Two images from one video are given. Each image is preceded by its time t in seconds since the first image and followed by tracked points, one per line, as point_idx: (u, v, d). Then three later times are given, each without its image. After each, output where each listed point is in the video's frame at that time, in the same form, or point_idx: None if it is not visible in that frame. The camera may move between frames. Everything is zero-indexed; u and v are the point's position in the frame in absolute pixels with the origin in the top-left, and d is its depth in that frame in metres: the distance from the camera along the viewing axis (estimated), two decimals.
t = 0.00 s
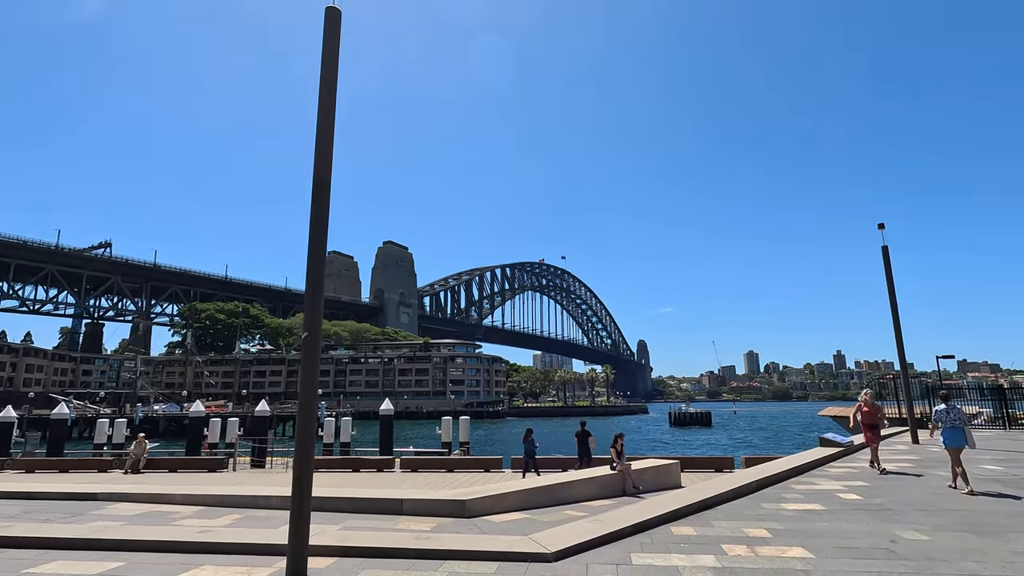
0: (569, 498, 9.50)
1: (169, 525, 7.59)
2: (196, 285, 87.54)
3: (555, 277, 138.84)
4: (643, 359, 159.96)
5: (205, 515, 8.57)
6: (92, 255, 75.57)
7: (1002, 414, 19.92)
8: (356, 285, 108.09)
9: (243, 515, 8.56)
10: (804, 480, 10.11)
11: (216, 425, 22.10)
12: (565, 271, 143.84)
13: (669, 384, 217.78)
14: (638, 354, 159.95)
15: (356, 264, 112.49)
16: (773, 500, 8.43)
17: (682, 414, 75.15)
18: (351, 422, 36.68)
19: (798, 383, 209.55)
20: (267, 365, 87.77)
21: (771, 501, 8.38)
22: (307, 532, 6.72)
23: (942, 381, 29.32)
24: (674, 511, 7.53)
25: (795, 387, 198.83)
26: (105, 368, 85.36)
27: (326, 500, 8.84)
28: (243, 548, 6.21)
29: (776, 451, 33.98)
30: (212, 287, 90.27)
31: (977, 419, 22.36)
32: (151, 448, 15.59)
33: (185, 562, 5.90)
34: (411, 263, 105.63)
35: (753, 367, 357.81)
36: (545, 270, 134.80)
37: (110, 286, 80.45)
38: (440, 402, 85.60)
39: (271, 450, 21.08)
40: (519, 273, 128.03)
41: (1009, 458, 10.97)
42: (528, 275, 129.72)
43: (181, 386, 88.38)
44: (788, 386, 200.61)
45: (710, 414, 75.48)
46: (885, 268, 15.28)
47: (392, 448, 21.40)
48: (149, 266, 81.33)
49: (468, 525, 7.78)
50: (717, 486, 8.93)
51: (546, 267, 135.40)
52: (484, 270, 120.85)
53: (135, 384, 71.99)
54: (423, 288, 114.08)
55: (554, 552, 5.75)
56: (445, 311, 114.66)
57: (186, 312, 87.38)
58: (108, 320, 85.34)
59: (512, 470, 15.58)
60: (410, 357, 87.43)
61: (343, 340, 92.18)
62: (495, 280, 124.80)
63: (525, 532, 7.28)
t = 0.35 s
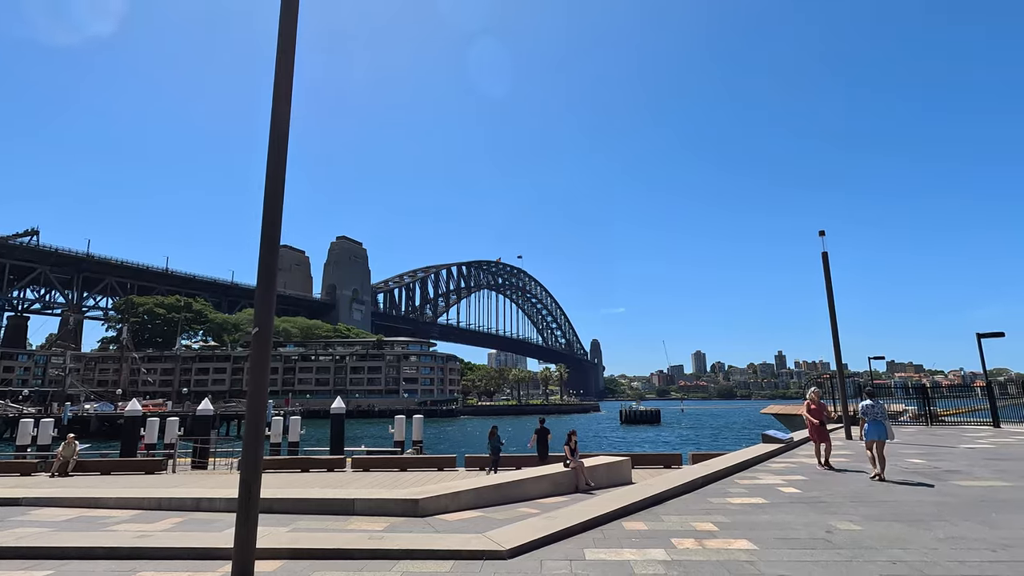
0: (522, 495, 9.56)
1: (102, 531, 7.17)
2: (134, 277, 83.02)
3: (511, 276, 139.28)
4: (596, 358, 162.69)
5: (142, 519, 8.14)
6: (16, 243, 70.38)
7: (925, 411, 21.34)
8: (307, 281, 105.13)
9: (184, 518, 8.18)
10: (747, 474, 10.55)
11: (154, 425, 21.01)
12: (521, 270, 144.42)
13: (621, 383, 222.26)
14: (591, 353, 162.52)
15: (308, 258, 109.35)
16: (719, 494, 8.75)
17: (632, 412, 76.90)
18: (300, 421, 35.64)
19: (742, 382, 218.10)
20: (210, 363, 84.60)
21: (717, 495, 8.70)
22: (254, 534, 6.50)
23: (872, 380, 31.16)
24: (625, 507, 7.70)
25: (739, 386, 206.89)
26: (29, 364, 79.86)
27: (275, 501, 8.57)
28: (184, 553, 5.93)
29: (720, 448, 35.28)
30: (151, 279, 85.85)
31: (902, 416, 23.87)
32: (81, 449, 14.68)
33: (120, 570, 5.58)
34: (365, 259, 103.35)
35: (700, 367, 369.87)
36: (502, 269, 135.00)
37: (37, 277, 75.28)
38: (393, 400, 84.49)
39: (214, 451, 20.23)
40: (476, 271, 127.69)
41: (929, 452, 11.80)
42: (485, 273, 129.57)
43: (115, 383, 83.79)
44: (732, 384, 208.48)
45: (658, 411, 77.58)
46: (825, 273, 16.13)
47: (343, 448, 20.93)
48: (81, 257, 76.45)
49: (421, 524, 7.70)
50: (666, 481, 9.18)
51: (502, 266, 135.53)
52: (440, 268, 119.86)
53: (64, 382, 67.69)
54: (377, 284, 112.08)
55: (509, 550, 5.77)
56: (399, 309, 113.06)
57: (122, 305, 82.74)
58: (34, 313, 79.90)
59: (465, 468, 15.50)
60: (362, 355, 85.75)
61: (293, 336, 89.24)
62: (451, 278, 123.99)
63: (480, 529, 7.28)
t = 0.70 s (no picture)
0: (472, 494, 9.55)
1: (19, 540, 6.66)
2: (60, 267, 77.61)
3: (465, 275, 138.74)
4: (548, 357, 164.15)
5: (66, 527, 7.62)
6: None
7: (853, 409, 22.71)
8: (252, 275, 101.19)
9: (113, 524, 7.72)
10: (691, 470, 10.91)
11: (80, 426, 19.71)
12: (474, 268, 143.91)
13: (571, 382, 225.35)
14: (543, 353, 163.80)
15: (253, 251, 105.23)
16: (664, 490, 9.01)
17: (582, 411, 78.04)
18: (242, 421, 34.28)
19: (687, 381, 225.35)
20: (144, 359, 80.18)
21: (663, 491, 8.96)
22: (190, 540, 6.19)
23: (805, 380, 32.89)
24: (574, 503, 7.82)
25: (684, 385, 213.81)
26: None
27: (213, 504, 8.20)
28: (113, 561, 5.60)
29: (665, 445, 36.35)
30: (80, 270, 80.46)
31: (833, 414, 25.32)
32: None
33: None
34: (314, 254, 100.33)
35: (648, 366, 379.44)
36: (455, 267, 134.28)
37: None
38: (341, 399, 82.56)
39: (148, 453, 19.17)
40: (429, 269, 126.30)
41: (856, 447, 12.57)
42: (438, 271, 128.36)
43: (36, 381, 78.12)
44: (678, 384, 215.20)
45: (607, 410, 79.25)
46: (765, 278, 16.92)
47: (287, 448, 20.29)
48: None
49: (369, 525, 7.56)
50: (613, 478, 9.36)
51: (456, 264, 134.65)
52: (392, 264, 117.90)
53: None
54: (326, 280, 109.07)
55: (458, 548, 5.75)
56: (349, 305, 110.45)
57: (45, 298, 77.16)
58: None
59: (414, 469, 15.33)
60: (309, 353, 83.15)
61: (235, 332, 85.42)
62: (404, 275, 122.17)
63: (429, 529, 7.21)
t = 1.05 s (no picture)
0: (417, 494, 9.45)
1: None
2: None
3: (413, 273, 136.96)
4: (496, 357, 164.34)
5: None
6: None
7: (784, 408, 23.97)
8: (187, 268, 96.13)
9: (24, 534, 7.15)
10: (632, 467, 11.22)
11: None
12: (424, 266, 142.26)
13: (519, 381, 226.49)
14: (491, 352, 163.86)
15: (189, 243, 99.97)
16: (606, 487, 9.21)
17: (530, 410, 78.65)
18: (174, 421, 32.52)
19: (631, 381, 230.95)
20: (64, 356, 74.80)
21: (605, 488, 9.16)
22: (111, 548, 5.82)
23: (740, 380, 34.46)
24: (518, 502, 7.87)
25: (628, 384, 219.13)
26: None
27: (139, 510, 7.74)
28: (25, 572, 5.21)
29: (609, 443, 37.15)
30: None
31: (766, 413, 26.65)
32: None
33: None
34: (256, 248, 96.34)
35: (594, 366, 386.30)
36: (405, 264, 132.35)
37: None
38: (282, 398, 79.75)
39: (67, 456, 17.88)
40: (377, 265, 123.85)
41: (786, 443, 13.29)
42: (386, 268, 126.10)
43: None
44: (622, 383, 220.29)
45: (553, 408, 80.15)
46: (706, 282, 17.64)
47: (223, 450, 19.41)
48: None
49: (309, 527, 7.34)
50: (558, 476, 9.48)
51: (405, 262, 132.68)
52: (339, 260, 114.86)
53: None
54: (268, 275, 104.99)
55: (401, 549, 5.68)
56: (292, 302, 106.78)
57: None
58: None
59: (358, 469, 15.00)
60: (249, 350, 79.78)
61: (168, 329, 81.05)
62: (351, 272, 119.27)
63: (371, 531, 7.08)
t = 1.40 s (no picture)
0: (357, 495, 9.23)
1: None
2: None
3: (358, 269, 133.77)
4: (442, 356, 162.96)
5: None
6: None
7: (718, 407, 25.07)
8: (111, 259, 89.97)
9: None
10: (574, 465, 11.42)
11: None
12: (369, 263, 139.23)
13: (465, 381, 225.51)
14: (437, 351, 162.41)
15: (113, 233, 93.54)
16: (548, 485, 9.32)
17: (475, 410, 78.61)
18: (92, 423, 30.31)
19: (576, 380, 234.81)
20: None
21: (547, 485, 9.26)
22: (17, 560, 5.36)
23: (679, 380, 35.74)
24: (460, 501, 7.83)
25: (573, 384, 222.56)
26: None
27: (50, 519, 7.16)
28: None
29: (552, 442, 37.63)
30: None
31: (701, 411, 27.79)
32: None
33: None
34: (189, 240, 91.21)
35: (540, 366, 389.79)
36: (349, 261, 129.10)
37: None
38: (214, 398, 76.07)
39: None
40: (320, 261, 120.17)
41: (719, 440, 13.90)
42: (330, 264, 122.57)
43: None
44: (567, 383, 223.69)
45: (498, 408, 80.43)
46: (648, 284, 18.20)
47: (147, 453, 18.27)
48: None
49: (240, 532, 7.04)
50: (501, 475, 9.52)
51: (350, 258, 129.38)
52: (279, 255, 110.63)
53: None
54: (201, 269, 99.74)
55: (337, 552, 5.53)
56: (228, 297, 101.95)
57: None
58: None
59: (294, 471, 14.51)
60: (179, 347, 75.48)
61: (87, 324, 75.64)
62: (292, 267, 115.14)
63: (307, 534, 6.86)
